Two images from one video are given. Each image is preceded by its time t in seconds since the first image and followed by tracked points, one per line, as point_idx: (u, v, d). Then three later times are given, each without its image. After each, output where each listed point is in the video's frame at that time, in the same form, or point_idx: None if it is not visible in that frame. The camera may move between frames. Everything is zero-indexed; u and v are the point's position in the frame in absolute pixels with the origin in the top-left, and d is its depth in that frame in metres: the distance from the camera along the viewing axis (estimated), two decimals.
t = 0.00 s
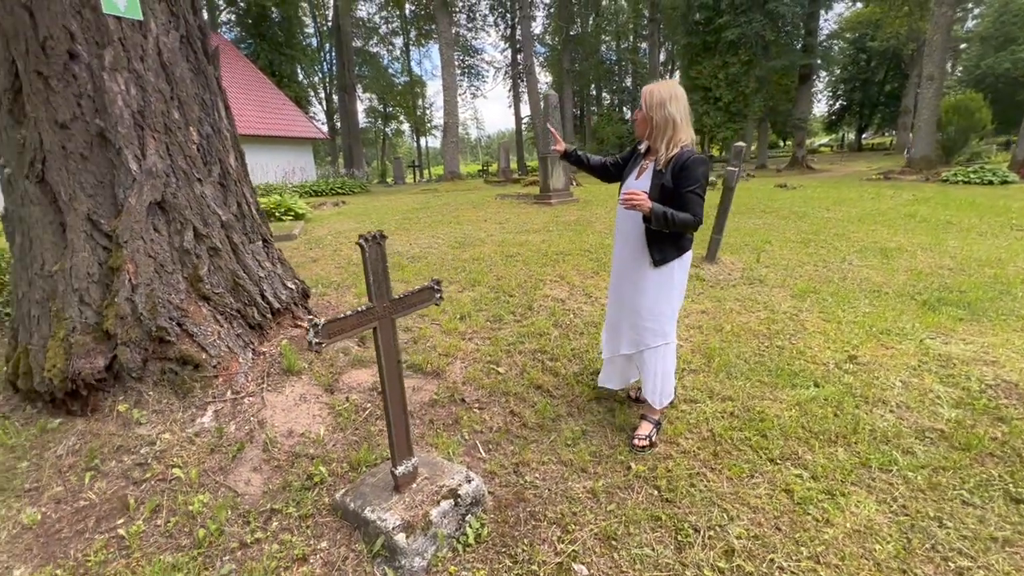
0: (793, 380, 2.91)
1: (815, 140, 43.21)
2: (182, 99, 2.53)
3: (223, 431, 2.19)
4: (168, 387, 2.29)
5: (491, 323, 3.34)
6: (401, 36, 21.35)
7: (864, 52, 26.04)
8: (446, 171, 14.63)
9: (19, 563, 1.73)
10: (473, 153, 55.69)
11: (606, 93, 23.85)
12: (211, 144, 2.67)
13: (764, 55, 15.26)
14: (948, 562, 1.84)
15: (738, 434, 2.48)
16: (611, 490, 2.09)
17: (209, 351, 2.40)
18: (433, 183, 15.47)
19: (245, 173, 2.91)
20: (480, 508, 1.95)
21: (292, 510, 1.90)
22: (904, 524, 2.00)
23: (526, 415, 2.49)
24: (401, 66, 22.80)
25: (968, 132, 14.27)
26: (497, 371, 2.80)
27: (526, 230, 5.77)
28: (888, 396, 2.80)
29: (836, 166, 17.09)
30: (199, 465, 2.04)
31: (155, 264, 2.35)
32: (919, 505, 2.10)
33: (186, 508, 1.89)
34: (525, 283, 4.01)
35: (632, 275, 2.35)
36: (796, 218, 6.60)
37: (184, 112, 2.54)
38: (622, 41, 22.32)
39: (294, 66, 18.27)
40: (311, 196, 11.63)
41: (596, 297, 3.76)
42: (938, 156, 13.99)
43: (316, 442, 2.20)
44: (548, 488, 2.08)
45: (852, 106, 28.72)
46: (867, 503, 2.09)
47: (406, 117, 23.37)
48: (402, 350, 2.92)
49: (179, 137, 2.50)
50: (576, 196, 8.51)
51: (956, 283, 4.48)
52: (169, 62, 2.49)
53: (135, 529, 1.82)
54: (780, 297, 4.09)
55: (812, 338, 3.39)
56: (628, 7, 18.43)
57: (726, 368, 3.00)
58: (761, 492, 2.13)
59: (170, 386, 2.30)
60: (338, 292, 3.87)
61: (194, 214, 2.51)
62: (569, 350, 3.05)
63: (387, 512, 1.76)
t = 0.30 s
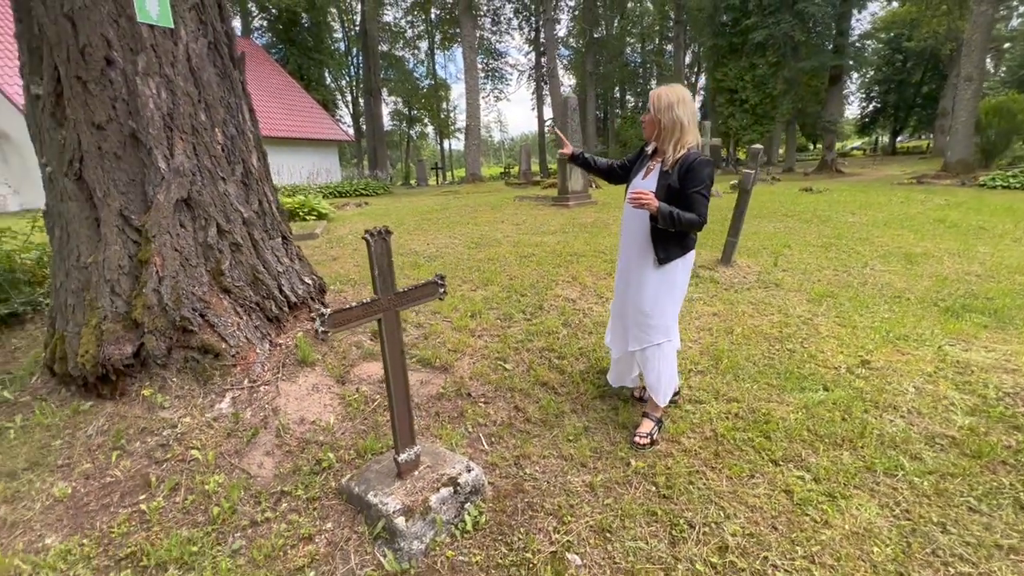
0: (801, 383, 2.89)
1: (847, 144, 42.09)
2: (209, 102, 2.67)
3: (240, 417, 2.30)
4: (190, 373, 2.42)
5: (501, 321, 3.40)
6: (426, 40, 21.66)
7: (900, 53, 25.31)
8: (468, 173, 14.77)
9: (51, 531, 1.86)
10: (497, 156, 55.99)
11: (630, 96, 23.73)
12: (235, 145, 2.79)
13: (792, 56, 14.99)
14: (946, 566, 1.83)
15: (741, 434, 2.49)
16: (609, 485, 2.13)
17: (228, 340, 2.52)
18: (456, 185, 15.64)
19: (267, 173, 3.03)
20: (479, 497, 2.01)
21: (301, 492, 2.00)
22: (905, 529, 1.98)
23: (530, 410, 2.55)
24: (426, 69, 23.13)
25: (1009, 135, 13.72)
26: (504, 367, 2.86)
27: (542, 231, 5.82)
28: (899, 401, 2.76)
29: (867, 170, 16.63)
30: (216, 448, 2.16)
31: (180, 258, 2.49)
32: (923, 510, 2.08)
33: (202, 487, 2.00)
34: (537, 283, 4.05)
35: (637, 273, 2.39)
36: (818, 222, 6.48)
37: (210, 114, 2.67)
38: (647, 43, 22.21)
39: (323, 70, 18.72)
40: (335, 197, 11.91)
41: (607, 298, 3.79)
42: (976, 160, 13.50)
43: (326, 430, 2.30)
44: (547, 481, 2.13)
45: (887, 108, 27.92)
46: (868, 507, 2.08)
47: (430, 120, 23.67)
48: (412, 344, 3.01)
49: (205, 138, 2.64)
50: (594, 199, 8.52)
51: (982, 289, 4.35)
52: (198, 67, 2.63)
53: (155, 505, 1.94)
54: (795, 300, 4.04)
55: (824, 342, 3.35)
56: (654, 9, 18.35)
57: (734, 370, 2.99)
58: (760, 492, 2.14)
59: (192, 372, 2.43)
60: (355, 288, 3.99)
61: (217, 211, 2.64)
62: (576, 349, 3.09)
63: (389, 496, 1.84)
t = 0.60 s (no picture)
0: (810, 388, 2.87)
1: (881, 147, 40.86)
2: (233, 105, 2.81)
3: (256, 405, 2.41)
4: (212, 363, 2.55)
5: (512, 320, 3.46)
6: (451, 43, 21.90)
7: (938, 53, 24.50)
8: (489, 175, 14.88)
9: (80, 507, 1.99)
10: (520, 158, 56.17)
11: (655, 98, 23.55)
12: (257, 146, 2.92)
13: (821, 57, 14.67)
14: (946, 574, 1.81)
15: (744, 437, 2.49)
16: (609, 481, 2.17)
17: (248, 333, 2.64)
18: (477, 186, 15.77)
19: (287, 174, 3.15)
20: (480, 489, 2.07)
21: (310, 478, 2.09)
22: (906, 535, 1.97)
23: (535, 407, 2.60)
24: (450, 72, 23.38)
25: None
26: (512, 365, 2.92)
27: (559, 233, 5.87)
28: (911, 409, 2.71)
29: (899, 174, 16.13)
30: (233, 434, 2.27)
31: (205, 253, 2.62)
32: (927, 517, 2.05)
33: (219, 470, 2.11)
34: (549, 284, 4.10)
35: (644, 274, 2.40)
36: (842, 226, 6.36)
37: (235, 117, 2.81)
38: (672, 45, 22.05)
39: (349, 73, 19.11)
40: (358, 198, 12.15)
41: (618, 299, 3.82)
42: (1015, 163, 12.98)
43: (336, 420, 2.39)
44: (547, 476, 2.18)
45: (923, 110, 27.04)
46: (869, 512, 2.07)
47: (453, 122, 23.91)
48: (423, 341, 3.09)
49: (230, 140, 2.77)
50: (613, 201, 8.52)
51: (1011, 297, 4.22)
52: (224, 72, 2.77)
53: (175, 485, 2.06)
54: (811, 305, 4.00)
55: (838, 347, 3.32)
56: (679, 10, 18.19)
57: (742, 373, 2.98)
58: (760, 494, 2.15)
59: (213, 362, 2.55)
60: (371, 286, 4.10)
61: (240, 209, 2.77)
62: (584, 349, 3.13)
63: (392, 484, 1.92)
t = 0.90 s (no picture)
0: (818, 397, 2.81)
1: (915, 149, 39.56)
2: (248, 110, 2.89)
3: (263, 402, 2.48)
4: (222, 359, 2.64)
5: (518, 322, 3.48)
6: (473, 45, 22.03)
7: (976, 51, 23.58)
8: (507, 176, 14.92)
9: (93, 494, 2.09)
10: (541, 159, 56.15)
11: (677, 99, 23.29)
12: (271, 149, 3.00)
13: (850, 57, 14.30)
14: None
15: (746, 445, 2.46)
16: (604, 486, 2.17)
17: (257, 331, 2.72)
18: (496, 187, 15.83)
19: (299, 176, 3.23)
20: (475, 489, 2.10)
21: (311, 474, 2.15)
22: (907, 551, 1.92)
23: (535, 410, 2.62)
24: (471, 73, 23.51)
25: None
26: (515, 367, 2.95)
27: (572, 235, 5.86)
28: (922, 421, 2.64)
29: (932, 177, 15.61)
30: (239, 430, 2.34)
31: (218, 253, 2.71)
32: (931, 533, 2.00)
33: (224, 464, 2.19)
34: (558, 286, 4.11)
35: (646, 278, 2.37)
36: (864, 231, 6.20)
37: (250, 121, 2.89)
38: (696, 46, 21.78)
39: (372, 74, 19.37)
40: (377, 198, 12.33)
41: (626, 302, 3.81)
42: None
43: (339, 418, 2.44)
44: (543, 478, 2.19)
45: (959, 111, 26.10)
46: (870, 525, 2.03)
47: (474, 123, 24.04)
48: (429, 341, 3.12)
49: (244, 143, 2.86)
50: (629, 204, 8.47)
51: None
52: (239, 78, 2.85)
53: (181, 477, 2.14)
54: (825, 312, 3.92)
55: (850, 356, 3.25)
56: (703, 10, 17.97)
57: (748, 381, 2.94)
58: (758, 504, 2.12)
59: (224, 358, 2.64)
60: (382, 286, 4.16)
61: (252, 210, 2.85)
62: (588, 352, 3.13)
63: (388, 483, 1.95)
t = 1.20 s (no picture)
0: (827, 411, 2.71)
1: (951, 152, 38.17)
2: (256, 113, 2.92)
3: (261, 402, 2.50)
4: (225, 358, 2.68)
5: (522, 326, 3.45)
6: (494, 46, 22.06)
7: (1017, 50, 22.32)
8: (525, 177, 14.89)
9: (93, 489, 2.14)
10: (562, 160, 55.97)
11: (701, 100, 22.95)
12: (278, 152, 3.04)
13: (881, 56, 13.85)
14: None
15: (747, 459, 2.38)
16: (597, 497, 2.13)
17: (259, 331, 2.75)
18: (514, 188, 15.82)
19: (306, 178, 3.25)
20: (465, 497, 2.08)
21: (303, 476, 2.16)
22: None
23: (532, 417, 2.59)
24: (493, 74, 23.54)
25: None
26: (515, 372, 2.92)
27: (584, 238, 5.80)
28: (937, 439, 2.52)
29: (967, 180, 15.03)
30: (237, 429, 2.37)
31: (223, 254, 2.74)
32: (939, 559, 1.91)
33: (220, 463, 2.21)
34: (565, 290, 4.07)
35: (647, 285, 2.25)
36: (889, 238, 5.98)
37: (257, 124, 2.92)
38: (721, 46, 21.42)
39: (394, 76, 19.56)
40: (395, 199, 12.43)
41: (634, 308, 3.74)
42: None
43: (335, 420, 2.45)
44: (535, 488, 2.16)
45: (998, 113, 25.07)
46: (874, 549, 1.94)
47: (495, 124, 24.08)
48: (430, 344, 3.12)
49: (251, 146, 2.89)
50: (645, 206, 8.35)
51: None
52: (248, 81, 2.89)
53: (178, 475, 2.17)
54: (841, 322, 3.78)
55: (864, 369, 3.12)
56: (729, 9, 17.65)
57: (754, 392, 2.85)
58: (756, 521, 2.05)
59: (227, 358, 2.68)
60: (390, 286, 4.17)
61: (257, 212, 2.88)
62: (591, 359, 3.08)
63: (376, 488, 1.95)
